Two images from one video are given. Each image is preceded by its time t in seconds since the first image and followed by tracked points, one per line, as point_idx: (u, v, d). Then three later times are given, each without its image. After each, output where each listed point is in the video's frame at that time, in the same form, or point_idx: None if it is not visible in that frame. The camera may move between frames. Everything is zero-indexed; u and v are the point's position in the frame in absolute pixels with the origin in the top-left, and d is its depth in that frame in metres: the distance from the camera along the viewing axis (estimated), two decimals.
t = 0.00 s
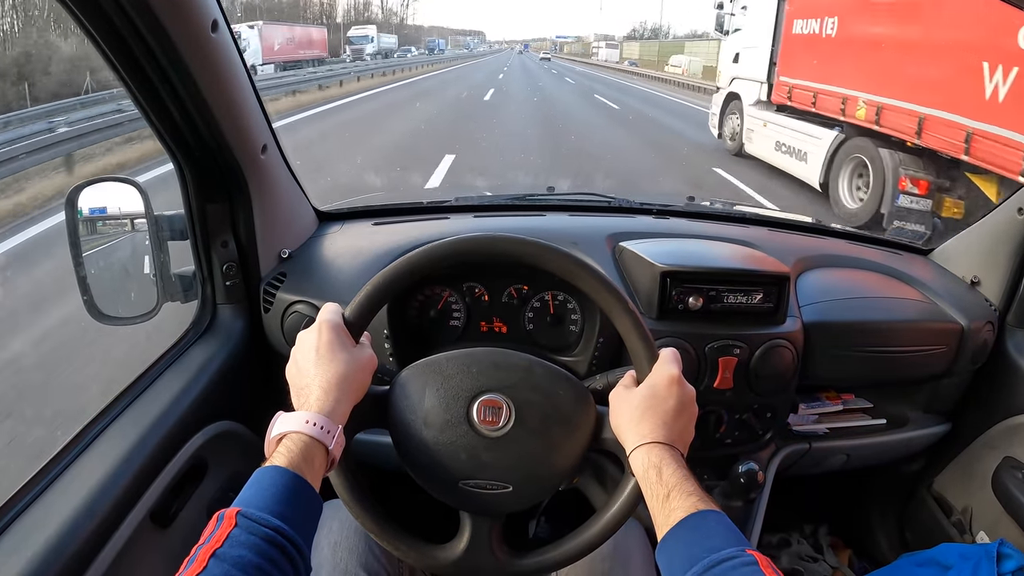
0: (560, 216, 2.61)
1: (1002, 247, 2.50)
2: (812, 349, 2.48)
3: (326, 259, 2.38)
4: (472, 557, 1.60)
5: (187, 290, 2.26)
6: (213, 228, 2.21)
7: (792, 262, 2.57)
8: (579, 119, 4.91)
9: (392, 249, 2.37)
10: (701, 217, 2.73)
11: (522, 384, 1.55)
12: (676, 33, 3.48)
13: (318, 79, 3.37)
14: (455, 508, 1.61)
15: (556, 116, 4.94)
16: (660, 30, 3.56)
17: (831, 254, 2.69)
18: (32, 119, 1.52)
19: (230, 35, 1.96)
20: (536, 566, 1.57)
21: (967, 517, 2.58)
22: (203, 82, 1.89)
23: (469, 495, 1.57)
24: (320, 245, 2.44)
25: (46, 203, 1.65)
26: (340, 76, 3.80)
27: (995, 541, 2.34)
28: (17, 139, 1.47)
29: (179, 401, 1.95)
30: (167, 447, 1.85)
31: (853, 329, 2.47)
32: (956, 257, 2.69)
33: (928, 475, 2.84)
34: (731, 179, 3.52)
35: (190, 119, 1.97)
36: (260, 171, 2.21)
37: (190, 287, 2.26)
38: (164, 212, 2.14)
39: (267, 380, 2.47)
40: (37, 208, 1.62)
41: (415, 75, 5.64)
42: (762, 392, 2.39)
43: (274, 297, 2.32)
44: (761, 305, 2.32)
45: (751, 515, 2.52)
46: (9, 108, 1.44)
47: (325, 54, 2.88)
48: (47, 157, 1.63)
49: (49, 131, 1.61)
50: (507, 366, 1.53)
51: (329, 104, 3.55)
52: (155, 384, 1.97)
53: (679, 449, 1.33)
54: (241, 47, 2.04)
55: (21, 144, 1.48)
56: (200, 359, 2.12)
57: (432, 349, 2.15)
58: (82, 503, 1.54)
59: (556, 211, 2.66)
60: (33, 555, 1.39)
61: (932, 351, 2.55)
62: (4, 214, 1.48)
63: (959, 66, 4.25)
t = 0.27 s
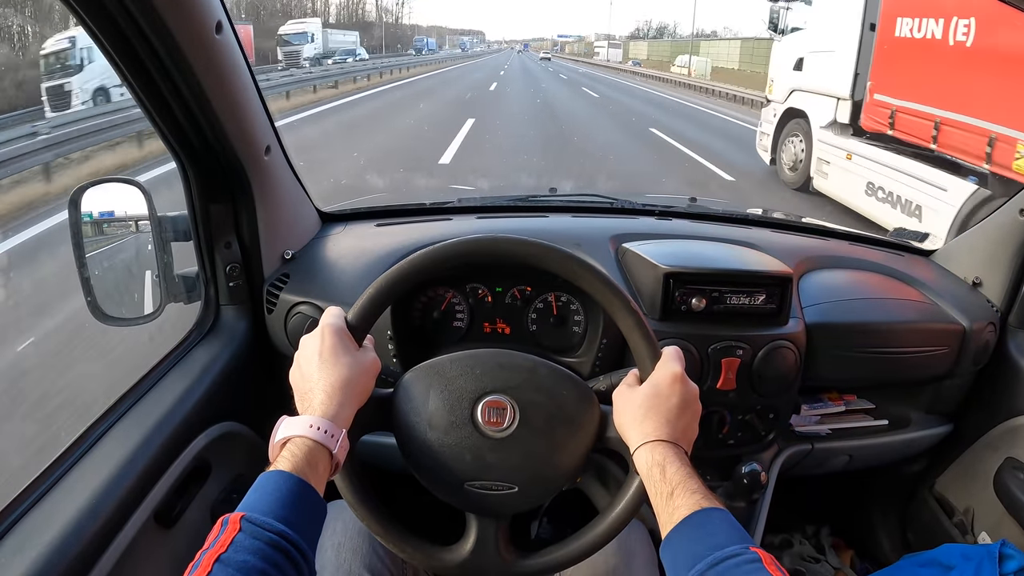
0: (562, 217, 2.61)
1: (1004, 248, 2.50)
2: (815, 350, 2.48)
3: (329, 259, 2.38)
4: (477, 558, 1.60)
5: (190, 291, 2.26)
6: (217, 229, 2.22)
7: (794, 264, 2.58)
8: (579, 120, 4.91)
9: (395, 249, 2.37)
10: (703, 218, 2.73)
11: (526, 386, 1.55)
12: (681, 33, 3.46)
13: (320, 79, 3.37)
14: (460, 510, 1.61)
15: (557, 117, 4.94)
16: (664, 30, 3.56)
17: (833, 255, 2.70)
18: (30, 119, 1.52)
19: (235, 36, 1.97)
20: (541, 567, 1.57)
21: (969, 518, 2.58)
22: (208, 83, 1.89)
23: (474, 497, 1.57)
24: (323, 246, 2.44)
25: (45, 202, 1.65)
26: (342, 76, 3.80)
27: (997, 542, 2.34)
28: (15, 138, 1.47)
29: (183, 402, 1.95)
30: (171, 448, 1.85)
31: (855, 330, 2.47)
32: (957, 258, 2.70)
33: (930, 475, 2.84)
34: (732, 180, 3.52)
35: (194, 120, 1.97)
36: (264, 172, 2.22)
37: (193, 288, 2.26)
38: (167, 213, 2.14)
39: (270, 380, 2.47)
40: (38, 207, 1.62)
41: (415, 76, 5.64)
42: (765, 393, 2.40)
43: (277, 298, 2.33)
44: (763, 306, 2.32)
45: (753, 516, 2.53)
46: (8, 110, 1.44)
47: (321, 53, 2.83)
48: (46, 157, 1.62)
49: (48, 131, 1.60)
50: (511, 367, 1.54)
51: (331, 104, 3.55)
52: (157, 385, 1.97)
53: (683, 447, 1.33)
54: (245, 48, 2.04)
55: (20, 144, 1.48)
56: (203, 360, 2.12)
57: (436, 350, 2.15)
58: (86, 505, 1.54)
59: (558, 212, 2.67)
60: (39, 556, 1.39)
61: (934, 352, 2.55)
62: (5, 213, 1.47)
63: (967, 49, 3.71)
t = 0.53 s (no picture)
0: (562, 215, 2.61)
1: (1004, 246, 2.49)
2: (815, 348, 2.48)
3: (329, 258, 2.38)
4: (477, 558, 1.60)
5: (189, 290, 2.25)
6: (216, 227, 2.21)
7: (795, 262, 2.57)
8: (579, 119, 4.91)
9: (394, 249, 2.37)
10: (703, 217, 2.73)
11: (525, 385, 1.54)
12: (690, 32, 3.42)
13: (320, 78, 3.37)
14: (460, 509, 1.61)
15: (556, 116, 4.92)
16: (666, 28, 3.54)
17: (834, 253, 2.69)
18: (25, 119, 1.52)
19: (233, 34, 1.96)
20: (541, 566, 1.57)
21: (970, 517, 2.58)
22: (206, 81, 1.89)
23: (474, 496, 1.57)
24: (323, 245, 2.44)
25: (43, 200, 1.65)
26: (341, 75, 3.79)
27: (997, 541, 2.34)
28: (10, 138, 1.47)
29: (182, 401, 1.95)
30: (170, 448, 1.85)
31: (856, 328, 2.46)
32: (958, 257, 2.69)
33: (931, 474, 2.84)
34: (734, 178, 3.51)
35: (193, 119, 1.97)
36: (263, 171, 2.21)
37: (192, 287, 2.26)
38: (167, 211, 2.14)
39: (270, 379, 2.47)
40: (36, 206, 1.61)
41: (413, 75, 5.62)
42: (765, 392, 2.39)
43: (277, 297, 2.32)
44: (763, 305, 2.32)
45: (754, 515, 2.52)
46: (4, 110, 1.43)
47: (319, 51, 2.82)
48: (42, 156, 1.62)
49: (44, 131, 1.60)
50: (511, 366, 1.53)
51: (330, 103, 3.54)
52: (157, 384, 1.97)
53: (683, 445, 1.33)
54: (243, 47, 2.04)
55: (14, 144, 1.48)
56: (202, 359, 2.12)
57: (435, 349, 2.14)
58: (84, 504, 1.54)
59: (558, 211, 2.66)
60: (38, 556, 1.39)
61: (935, 351, 2.55)
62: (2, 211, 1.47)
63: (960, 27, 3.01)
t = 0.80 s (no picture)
0: (561, 216, 2.61)
1: (1002, 246, 2.50)
2: (814, 348, 2.49)
3: (328, 259, 2.38)
4: (476, 558, 1.61)
5: (189, 292, 2.25)
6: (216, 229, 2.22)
7: (793, 262, 2.58)
8: (577, 119, 4.91)
9: (394, 249, 2.37)
10: (702, 217, 2.73)
11: (525, 386, 1.55)
12: (696, 32, 3.49)
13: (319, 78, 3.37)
14: (459, 510, 1.61)
15: (555, 116, 4.93)
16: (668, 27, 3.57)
17: (832, 254, 2.70)
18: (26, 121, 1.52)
19: (232, 36, 1.96)
20: (540, 566, 1.58)
21: (969, 516, 2.58)
22: (206, 83, 1.89)
23: (473, 496, 1.57)
24: (322, 246, 2.45)
25: (45, 200, 1.66)
26: (340, 75, 3.80)
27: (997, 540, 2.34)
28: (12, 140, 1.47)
29: (182, 402, 1.95)
30: (170, 449, 1.85)
31: (854, 328, 2.47)
32: (956, 256, 2.70)
33: (931, 474, 2.84)
34: (734, 179, 3.53)
35: (192, 121, 1.97)
36: (262, 172, 2.22)
37: (192, 288, 2.26)
38: (166, 213, 2.14)
39: (270, 380, 2.48)
40: (37, 207, 1.62)
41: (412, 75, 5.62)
42: (764, 392, 2.40)
43: (277, 297, 2.33)
44: (762, 305, 2.32)
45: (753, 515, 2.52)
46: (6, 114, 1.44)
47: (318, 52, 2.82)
48: (44, 157, 1.63)
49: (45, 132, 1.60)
50: (510, 367, 1.53)
51: (329, 104, 3.54)
52: (156, 385, 1.97)
53: (683, 445, 1.33)
54: (242, 49, 2.04)
55: (15, 146, 1.48)
56: (202, 360, 2.12)
57: (435, 350, 2.14)
58: (84, 505, 1.54)
59: (558, 211, 2.67)
60: (39, 557, 1.39)
61: (934, 350, 2.55)
62: (4, 211, 1.47)
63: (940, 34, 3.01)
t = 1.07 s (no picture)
0: (556, 214, 2.61)
1: (1001, 243, 2.49)
2: (811, 346, 2.48)
3: (323, 258, 2.38)
4: (469, 557, 1.60)
5: (184, 291, 2.25)
6: (210, 228, 2.21)
7: (790, 260, 2.58)
8: (575, 118, 4.90)
9: (389, 248, 2.37)
10: (699, 214, 2.72)
11: (518, 384, 1.54)
12: (704, 31, 3.46)
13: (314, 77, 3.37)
14: (453, 508, 1.61)
15: (553, 115, 4.93)
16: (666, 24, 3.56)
17: (830, 251, 2.69)
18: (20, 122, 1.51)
19: (225, 34, 1.96)
20: (534, 565, 1.57)
21: (968, 515, 2.57)
22: (200, 81, 1.89)
23: (466, 495, 1.56)
24: (317, 244, 2.45)
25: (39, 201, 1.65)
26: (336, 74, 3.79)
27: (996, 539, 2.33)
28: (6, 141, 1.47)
29: (176, 402, 1.95)
30: (165, 448, 1.84)
31: (852, 326, 2.46)
32: (954, 254, 2.70)
33: (929, 472, 2.83)
34: (732, 177, 3.52)
35: (186, 120, 1.97)
36: (256, 170, 2.21)
37: (187, 287, 2.26)
38: (160, 212, 2.12)
39: (265, 379, 2.47)
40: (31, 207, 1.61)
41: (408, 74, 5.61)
42: (761, 390, 2.39)
43: (271, 296, 2.33)
44: (759, 303, 2.31)
45: (749, 514, 2.51)
46: None
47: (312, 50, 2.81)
48: (38, 157, 1.62)
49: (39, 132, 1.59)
50: (504, 365, 1.52)
51: (324, 103, 3.54)
52: (150, 384, 1.96)
53: (677, 444, 1.33)
54: (236, 47, 2.04)
55: (9, 147, 1.48)
56: (197, 360, 2.12)
57: (429, 348, 2.14)
58: (78, 504, 1.54)
59: (553, 209, 2.66)
60: (30, 556, 1.39)
61: (932, 348, 2.54)
62: None
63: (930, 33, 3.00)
